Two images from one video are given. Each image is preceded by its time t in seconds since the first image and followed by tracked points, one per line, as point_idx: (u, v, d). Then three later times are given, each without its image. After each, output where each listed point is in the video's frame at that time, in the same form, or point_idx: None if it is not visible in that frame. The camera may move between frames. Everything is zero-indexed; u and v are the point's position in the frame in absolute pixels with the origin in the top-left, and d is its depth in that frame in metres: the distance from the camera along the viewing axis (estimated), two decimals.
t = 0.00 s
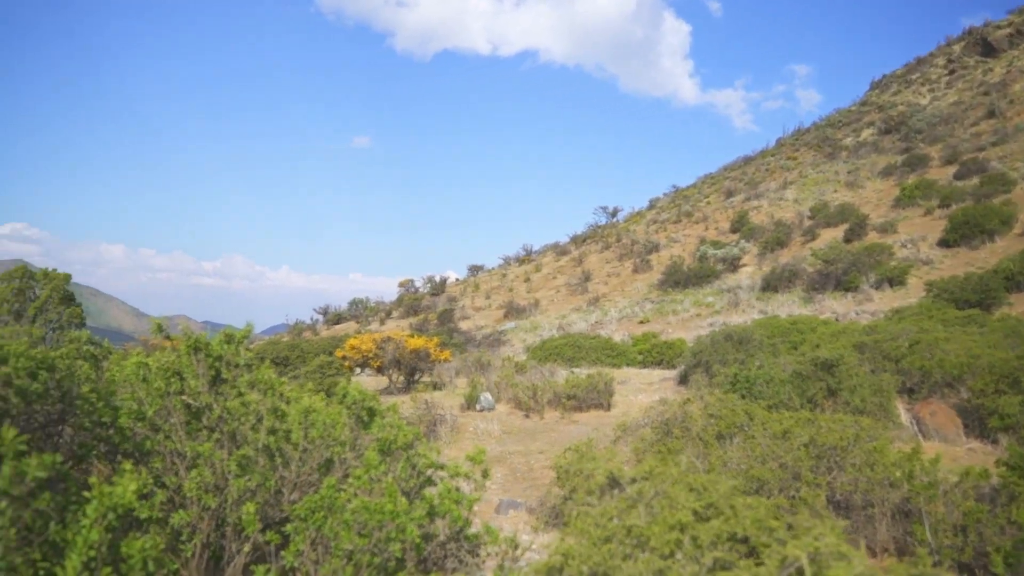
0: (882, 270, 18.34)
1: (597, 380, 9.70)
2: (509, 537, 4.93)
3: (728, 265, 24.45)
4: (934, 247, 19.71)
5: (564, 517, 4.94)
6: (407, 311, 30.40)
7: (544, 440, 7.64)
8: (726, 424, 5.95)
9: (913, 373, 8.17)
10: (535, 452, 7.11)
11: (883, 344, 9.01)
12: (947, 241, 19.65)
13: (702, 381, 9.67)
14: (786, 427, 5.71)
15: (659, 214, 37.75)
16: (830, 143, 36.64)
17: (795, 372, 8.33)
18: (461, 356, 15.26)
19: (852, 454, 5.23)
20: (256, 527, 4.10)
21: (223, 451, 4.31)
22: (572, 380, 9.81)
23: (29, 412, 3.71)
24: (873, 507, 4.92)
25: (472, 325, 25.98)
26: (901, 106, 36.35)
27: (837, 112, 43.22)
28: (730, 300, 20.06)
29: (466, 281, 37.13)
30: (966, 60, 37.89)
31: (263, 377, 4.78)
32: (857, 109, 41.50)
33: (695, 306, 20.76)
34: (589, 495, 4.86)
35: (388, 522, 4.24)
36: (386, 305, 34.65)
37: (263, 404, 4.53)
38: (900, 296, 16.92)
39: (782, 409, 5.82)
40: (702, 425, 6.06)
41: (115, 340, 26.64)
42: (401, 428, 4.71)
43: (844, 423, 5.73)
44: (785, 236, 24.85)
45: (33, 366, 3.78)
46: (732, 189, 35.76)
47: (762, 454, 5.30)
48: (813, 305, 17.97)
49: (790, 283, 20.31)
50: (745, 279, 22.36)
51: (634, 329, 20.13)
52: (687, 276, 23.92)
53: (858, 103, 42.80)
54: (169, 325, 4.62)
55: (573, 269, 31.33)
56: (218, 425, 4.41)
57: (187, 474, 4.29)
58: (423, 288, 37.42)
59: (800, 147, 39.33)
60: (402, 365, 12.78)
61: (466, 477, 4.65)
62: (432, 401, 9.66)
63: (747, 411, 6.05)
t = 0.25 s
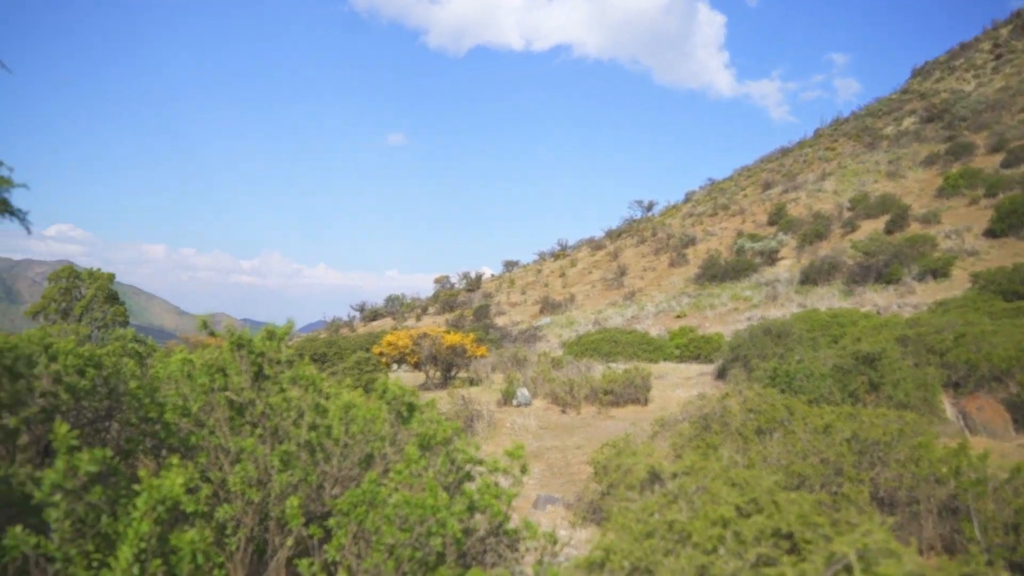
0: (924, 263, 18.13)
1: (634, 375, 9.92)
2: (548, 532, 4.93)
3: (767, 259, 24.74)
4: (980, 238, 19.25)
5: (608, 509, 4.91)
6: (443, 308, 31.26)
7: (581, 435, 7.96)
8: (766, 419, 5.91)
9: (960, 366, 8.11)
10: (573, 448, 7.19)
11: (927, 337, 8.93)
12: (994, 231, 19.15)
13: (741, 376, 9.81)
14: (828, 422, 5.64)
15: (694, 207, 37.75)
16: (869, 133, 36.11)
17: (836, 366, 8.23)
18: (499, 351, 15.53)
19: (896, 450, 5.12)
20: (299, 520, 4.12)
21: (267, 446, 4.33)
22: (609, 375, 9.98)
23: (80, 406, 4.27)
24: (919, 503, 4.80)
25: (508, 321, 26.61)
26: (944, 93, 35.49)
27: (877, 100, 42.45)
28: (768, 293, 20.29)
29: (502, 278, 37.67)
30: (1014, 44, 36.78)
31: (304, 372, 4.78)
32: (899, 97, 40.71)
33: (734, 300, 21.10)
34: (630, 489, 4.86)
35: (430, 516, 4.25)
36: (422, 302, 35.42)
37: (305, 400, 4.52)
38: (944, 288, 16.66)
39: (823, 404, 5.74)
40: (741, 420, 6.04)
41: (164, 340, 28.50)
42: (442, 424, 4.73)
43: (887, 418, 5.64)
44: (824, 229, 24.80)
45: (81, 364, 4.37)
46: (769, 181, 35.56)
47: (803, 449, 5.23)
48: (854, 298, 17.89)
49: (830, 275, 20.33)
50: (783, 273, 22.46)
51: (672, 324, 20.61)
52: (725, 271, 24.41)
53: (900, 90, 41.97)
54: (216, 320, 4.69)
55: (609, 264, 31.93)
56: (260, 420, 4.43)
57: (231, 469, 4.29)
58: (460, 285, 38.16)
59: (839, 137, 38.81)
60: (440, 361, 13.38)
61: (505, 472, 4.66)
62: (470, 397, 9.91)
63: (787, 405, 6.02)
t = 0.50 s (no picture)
0: (968, 254, 17.80)
1: (671, 371, 9.82)
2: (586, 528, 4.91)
3: (804, 251, 24.59)
4: None
5: (650, 505, 4.94)
6: (477, 304, 31.57)
7: (617, 430, 8.00)
8: (806, 414, 5.87)
9: (1007, 360, 7.98)
10: (607, 443, 7.39)
11: (972, 330, 8.76)
12: None
13: (779, 370, 9.76)
14: (869, 417, 5.56)
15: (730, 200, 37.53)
16: (910, 122, 35.40)
17: (876, 360, 8.23)
18: (534, 347, 15.60)
19: (941, 447, 5.01)
20: (339, 515, 4.14)
21: (307, 442, 4.32)
22: (645, 371, 9.97)
23: (122, 402, 4.45)
24: (966, 501, 4.67)
25: (542, 317, 26.86)
26: (990, 79, 34.48)
27: (918, 88, 41.49)
28: (806, 287, 20.27)
29: (536, 274, 37.83)
30: None
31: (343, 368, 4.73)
32: (942, 83, 39.74)
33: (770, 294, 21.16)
34: (670, 484, 4.86)
35: (469, 512, 4.26)
36: (457, 298, 35.86)
37: (344, 396, 4.50)
38: (989, 279, 16.26)
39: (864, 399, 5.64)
40: (780, 415, 5.99)
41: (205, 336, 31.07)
42: (479, 420, 4.74)
43: (932, 413, 5.54)
44: (864, 220, 24.50)
45: (124, 362, 4.57)
46: (806, 172, 35.12)
47: (844, 445, 5.15)
48: (894, 290, 17.63)
49: (869, 268, 20.21)
50: (821, 265, 22.34)
51: (709, 318, 20.79)
52: (762, 263, 24.33)
53: (943, 77, 40.95)
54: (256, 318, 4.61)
55: (643, 259, 31.95)
56: (301, 416, 4.41)
57: (272, 464, 4.30)
58: (494, 281, 38.45)
59: (878, 127, 38.10)
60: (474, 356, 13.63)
61: (543, 468, 4.65)
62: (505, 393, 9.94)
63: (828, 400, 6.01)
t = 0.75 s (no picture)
0: (1011, 244, 17.49)
1: (704, 366, 10.34)
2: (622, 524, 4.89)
3: (839, 243, 24.37)
4: None
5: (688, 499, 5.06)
6: (510, 300, 31.73)
7: (652, 426, 8.28)
8: (843, 410, 5.87)
9: None
10: (642, 438, 7.64)
11: (1017, 321, 8.57)
12: None
13: (815, 364, 9.79)
14: (909, 411, 5.49)
15: (762, 192, 37.28)
16: (948, 110, 34.71)
17: (916, 353, 8.21)
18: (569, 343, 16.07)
19: (985, 442, 4.89)
20: (377, 510, 4.16)
21: (344, 437, 4.31)
22: (679, 366, 10.36)
23: (162, 397, 4.49)
24: (1012, 497, 4.56)
25: (575, 312, 26.99)
26: None
27: (958, 76, 40.59)
28: (841, 280, 20.14)
29: (567, 268, 37.94)
30: None
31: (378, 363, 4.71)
32: (983, 70, 38.81)
33: (805, 287, 21.10)
34: (710, 479, 4.93)
35: (507, 507, 4.26)
36: (488, 293, 36.11)
37: (381, 391, 4.47)
38: None
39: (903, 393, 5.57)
40: (817, 410, 6.05)
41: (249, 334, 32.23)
42: (516, 415, 4.75)
43: (973, 407, 5.46)
44: (900, 211, 24.13)
45: (164, 360, 4.68)
46: (840, 164, 34.67)
47: (883, 440, 5.10)
48: (933, 283, 17.36)
49: (907, 260, 19.85)
50: (857, 258, 22.15)
51: (743, 312, 20.84)
52: (796, 256, 24.11)
53: (984, 63, 39.97)
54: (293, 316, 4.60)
55: (677, 253, 31.88)
56: (338, 412, 4.36)
57: (310, 459, 4.30)
58: (525, 276, 38.61)
59: (915, 116, 37.40)
60: (507, 353, 14.17)
61: (578, 462, 4.68)
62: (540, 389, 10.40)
63: (866, 395, 6.00)
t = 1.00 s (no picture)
0: None
1: (736, 360, 10.37)
2: (655, 519, 4.89)
3: (873, 236, 24.14)
4: None
5: (721, 493, 5.24)
6: (540, 296, 31.89)
7: (682, 421, 8.45)
8: (878, 404, 5.87)
9: None
10: (674, 433, 7.96)
11: None
12: None
13: (849, 358, 9.80)
14: (947, 405, 5.41)
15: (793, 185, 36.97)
16: (987, 98, 33.97)
17: (954, 348, 8.14)
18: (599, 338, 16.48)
19: None
20: (412, 505, 4.18)
21: (378, 432, 4.32)
22: (710, 361, 10.50)
23: (197, 394, 4.60)
24: None
25: (604, 307, 27.13)
26: None
27: (998, 63, 39.64)
28: (875, 273, 19.97)
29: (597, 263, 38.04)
30: None
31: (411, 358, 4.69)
32: None
33: (838, 280, 21.00)
34: (745, 474, 4.99)
35: (541, 502, 4.28)
36: (517, 289, 36.36)
37: (414, 387, 4.48)
38: None
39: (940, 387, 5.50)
40: (852, 405, 6.10)
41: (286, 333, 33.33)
42: (548, 410, 4.78)
43: (1012, 402, 5.37)
44: (936, 203, 23.74)
45: (198, 356, 4.79)
46: (873, 155, 34.17)
47: (921, 435, 5.05)
48: (970, 275, 17.08)
49: (944, 253, 19.58)
50: (891, 250, 21.89)
51: (775, 306, 20.82)
52: (829, 249, 24.02)
53: None
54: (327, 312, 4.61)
55: (708, 247, 31.81)
56: (372, 408, 4.37)
57: (344, 455, 4.33)
58: (555, 271, 38.78)
59: (952, 104, 36.65)
60: (537, 349, 14.52)
61: (611, 457, 4.73)
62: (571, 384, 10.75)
63: (901, 389, 5.96)
